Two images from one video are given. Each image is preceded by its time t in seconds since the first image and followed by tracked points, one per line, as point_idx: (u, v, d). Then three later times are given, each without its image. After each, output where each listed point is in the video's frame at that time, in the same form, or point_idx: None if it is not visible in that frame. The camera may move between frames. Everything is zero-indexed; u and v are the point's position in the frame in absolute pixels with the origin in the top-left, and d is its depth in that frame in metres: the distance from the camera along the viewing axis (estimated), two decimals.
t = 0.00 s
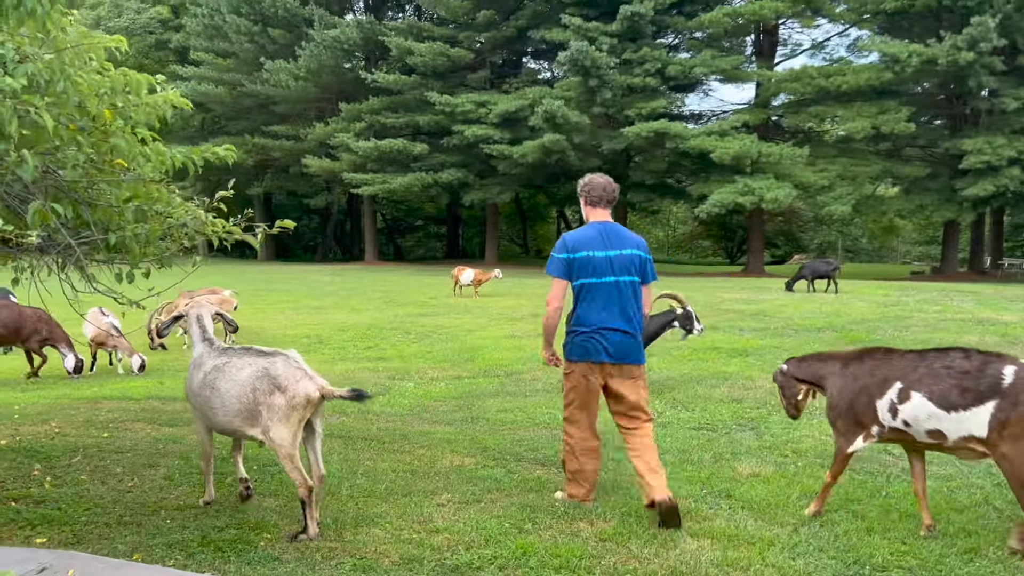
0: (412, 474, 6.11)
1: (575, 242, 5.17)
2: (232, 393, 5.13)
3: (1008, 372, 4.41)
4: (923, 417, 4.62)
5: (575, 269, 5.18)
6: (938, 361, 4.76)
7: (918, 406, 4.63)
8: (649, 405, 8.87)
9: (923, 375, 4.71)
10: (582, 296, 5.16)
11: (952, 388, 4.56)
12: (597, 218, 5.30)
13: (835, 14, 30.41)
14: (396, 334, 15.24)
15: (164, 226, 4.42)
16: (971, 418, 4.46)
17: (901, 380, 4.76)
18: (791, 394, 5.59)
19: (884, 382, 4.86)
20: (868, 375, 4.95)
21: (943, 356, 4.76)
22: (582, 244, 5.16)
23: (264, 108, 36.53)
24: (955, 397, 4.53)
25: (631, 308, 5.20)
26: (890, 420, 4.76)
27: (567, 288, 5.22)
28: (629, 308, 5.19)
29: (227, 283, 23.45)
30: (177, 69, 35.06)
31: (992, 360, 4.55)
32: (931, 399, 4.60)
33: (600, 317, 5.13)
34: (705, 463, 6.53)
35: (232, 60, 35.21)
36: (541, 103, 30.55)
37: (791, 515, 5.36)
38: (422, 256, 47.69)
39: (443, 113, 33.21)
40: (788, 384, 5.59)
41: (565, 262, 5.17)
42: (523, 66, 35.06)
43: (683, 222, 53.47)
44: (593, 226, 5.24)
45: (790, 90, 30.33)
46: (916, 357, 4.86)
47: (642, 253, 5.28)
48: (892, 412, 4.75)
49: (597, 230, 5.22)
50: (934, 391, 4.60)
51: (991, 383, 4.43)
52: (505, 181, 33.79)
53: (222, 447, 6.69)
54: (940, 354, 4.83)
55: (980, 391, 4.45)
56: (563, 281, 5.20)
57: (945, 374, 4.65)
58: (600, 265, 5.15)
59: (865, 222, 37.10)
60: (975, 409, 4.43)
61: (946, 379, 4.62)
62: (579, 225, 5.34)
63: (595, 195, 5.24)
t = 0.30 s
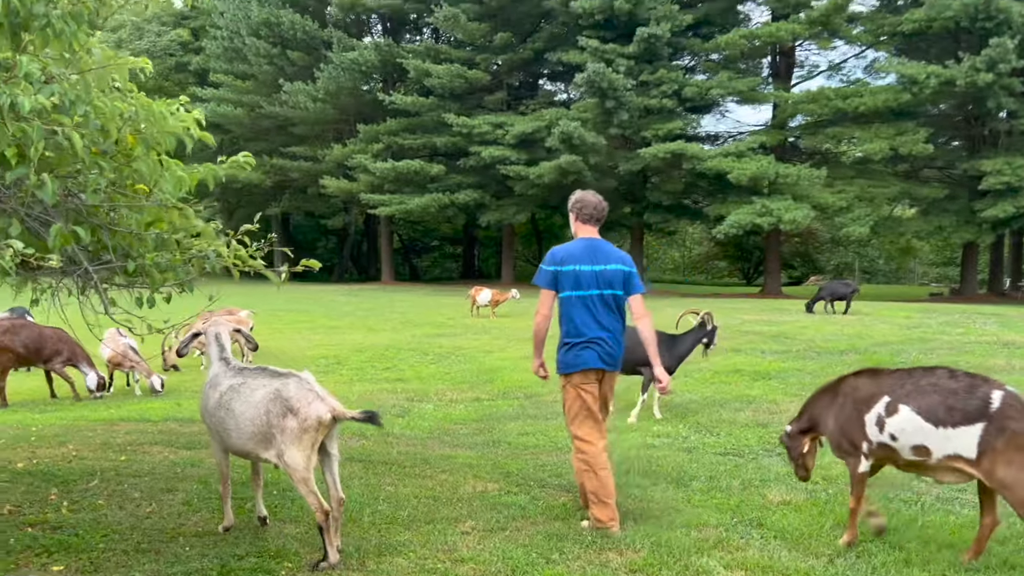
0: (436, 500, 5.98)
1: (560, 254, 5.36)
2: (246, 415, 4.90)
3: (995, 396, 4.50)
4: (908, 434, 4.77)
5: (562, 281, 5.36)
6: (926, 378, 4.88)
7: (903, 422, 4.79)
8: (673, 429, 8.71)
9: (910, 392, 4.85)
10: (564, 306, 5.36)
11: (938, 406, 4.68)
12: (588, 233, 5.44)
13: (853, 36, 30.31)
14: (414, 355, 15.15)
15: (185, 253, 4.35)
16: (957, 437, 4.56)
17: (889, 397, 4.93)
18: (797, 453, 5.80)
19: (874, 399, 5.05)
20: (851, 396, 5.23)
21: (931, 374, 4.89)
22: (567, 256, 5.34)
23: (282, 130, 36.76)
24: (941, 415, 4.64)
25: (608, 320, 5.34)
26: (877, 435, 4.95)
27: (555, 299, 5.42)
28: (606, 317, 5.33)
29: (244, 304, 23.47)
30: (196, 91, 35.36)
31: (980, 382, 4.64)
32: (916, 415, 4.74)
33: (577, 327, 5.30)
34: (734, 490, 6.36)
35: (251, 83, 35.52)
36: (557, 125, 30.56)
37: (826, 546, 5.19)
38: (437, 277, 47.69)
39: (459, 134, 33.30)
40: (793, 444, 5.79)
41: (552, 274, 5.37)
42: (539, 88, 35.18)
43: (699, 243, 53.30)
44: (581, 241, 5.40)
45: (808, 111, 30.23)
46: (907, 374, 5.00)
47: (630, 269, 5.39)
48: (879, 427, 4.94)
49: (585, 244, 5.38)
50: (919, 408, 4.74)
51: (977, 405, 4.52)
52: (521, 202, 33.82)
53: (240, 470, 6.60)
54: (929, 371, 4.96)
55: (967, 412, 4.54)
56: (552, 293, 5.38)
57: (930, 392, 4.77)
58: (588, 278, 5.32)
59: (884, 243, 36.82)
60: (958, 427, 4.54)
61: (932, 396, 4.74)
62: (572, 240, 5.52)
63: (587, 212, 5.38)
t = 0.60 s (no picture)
0: (470, 551, 5.77)
1: (566, 303, 5.55)
2: (281, 463, 4.72)
3: (1003, 430, 4.70)
4: (925, 469, 5.02)
5: (571, 329, 5.51)
6: (942, 415, 5.11)
7: (920, 458, 5.05)
8: (702, 472, 8.49)
9: (926, 429, 5.09)
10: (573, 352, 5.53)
11: (951, 441, 4.92)
12: (591, 280, 5.65)
13: (862, 70, 30.41)
14: (429, 391, 14.98)
15: (232, 300, 4.29)
16: (968, 472, 4.78)
17: (908, 434, 5.20)
18: (824, 532, 5.76)
19: (896, 439, 5.32)
20: (873, 449, 5.52)
21: (945, 411, 5.12)
22: (573, 305, 5.53)
23: (292, 163, 36.88)
24: (954, 449, 4.88)
25: (614, 364, 5.55)
26: (899, 472, 5.21)
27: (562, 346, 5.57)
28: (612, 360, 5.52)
29: (255, 338, 23.33)
30: (207, 124, 35.55)
31: (991, 417, 4.85)
32: (931, 450, 4.98)
33: (585, 375, 5.50)
34: (776, 541, 6.16)
35: (262, 117, 35.71)
36: (567, 158, 30.60)
37: None
38: (445, 309, 47.56)
39: (469, 168, 33.35)
40: (818, 524, 5.78)
41: (561, 322, 5.50)
42: (548, 122, 35.33)
43: (707, 275, 53.16)
44: (586, 289, 5.61)
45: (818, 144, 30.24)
46: (924, 412, 5.23)
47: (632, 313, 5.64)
48: (901, 464, 5.20)
49: (590, 292, 5.57)
50: (933, 444, 4.98)
51: (985, 438, 4.74)
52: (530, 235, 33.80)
53: (265, 517, 6.43)
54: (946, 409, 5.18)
55: (978, 446, 4.76)
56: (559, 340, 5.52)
57: (945, 427, 5.01)
58: (595, 325, 5.51)
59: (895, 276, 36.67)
60: (968, 461, 4.77)
61: (945, 432, 4.98)
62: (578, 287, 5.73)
63: (589, 261, 5.62)
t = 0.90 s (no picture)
0: None
1: (587, 322, 5.76)
2: (330, 488, 4.53)
3: None
4: (991, 493, 5.15)
5: (590, 347, 5.74)
6: (998, 438, 5.29)
7: (984, 484, 5.18)
8: (755, 497, 8.20)
9: (987, 453, 5.26)
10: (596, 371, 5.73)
11: (1015, 464, 5.11)
12: (609, 300, 5.86)
13: (900, 84, 29.97)
14: (466, 411, 14.76)
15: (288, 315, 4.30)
16: None
17: (968, 459, 5.32)
18: (887, 570, 5.58)
19: (954, 467, 5.41)
20: (933, 477, 5.52)
21: (1001, 433, 5.30)
22: (595, 323, 5.73)
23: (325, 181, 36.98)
24: (1018, 472, 5.09)
25: (630, 382, 5.70)
26: (965, 501, 5.30)
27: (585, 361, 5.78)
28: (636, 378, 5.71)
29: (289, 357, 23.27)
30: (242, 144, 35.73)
31: None
32: (996, 473, 5.13)
33: (602, 391, 5.70)
34: (840, 570, 5.89)
35: (295, 136, 35.87)
36: (600, 175, 30.39)
37: None
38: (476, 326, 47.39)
39: (501, 186, 33.25)
40: (881, 564, 5.59)
41: (581, 339, 5.74)
42: (579, 139, 35.24)
43: (740, 292, 52.57)
44: (605, 308, 5.81)
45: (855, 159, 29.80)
46: (979, 436, 5.39)
47: (653, 331, 5.82)
48: (965, 492, 5.29)
49: (610, 311, 5.78)
50: (999, 467, 5.14)
51: None
52: (562, 252, 33.60)
53: (309, 541, 6.29)
54: (1000, 431, 5.36)
55: None
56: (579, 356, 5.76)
57: (1006, 450, 5.20)
58: (615, 343, 5.69)
59: (934, 293, 35.95)
60: None
61: (1008, 454, 5.17)
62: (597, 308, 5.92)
63: (606, 282, 5.82)
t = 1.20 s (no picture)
0: None
1: (598, 329, 5.88)
2: (363, 510, 4.28)
3: None
4: None
5: (603, 356, 5.86)
6: None
7: None
8: (797, 516, 7.90)
9: None
10: (608, 378, 5.85)
11: None
12: (613, 308, 6.02)
13: (924, 93, 29.64)
14: (490, 425, 14.52)
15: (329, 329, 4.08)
16: None
17: None
18: None
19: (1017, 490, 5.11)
20: (996, 500, 5.21)
21: None
22: (607, 332, 5.86)
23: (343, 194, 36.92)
24: None
25: (641, 388, 5.87)
26: None
27: (596, 371, 5.89)
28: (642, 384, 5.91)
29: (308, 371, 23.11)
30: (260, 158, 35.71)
31: None
32: None
33: (615, 398, 5.84)
34: None
35: (314, 149, 35.83)
36: (620, 186, 30.15)
37: None
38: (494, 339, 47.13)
39: (520, 198, 33.05)
40: None
41: (594, 349, 5.86)
42: (597, 151, 35.06)
43: (759, 305, 52.11)
44: (613, 317, 5.96)
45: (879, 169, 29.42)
46: None
47: (657, 337, 6.03)
48: None
49: (619, 318, 5.93)
50: None
51: None
52: (581, 264, 33.33)
53: (340, 563, 6.08)
54: None
55: None
56: (593, 366, 5.87)
57: None
58: (626, 349, 5.86)
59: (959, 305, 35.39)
60: None
61: None
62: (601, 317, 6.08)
63: (612, 290, 6.00)
